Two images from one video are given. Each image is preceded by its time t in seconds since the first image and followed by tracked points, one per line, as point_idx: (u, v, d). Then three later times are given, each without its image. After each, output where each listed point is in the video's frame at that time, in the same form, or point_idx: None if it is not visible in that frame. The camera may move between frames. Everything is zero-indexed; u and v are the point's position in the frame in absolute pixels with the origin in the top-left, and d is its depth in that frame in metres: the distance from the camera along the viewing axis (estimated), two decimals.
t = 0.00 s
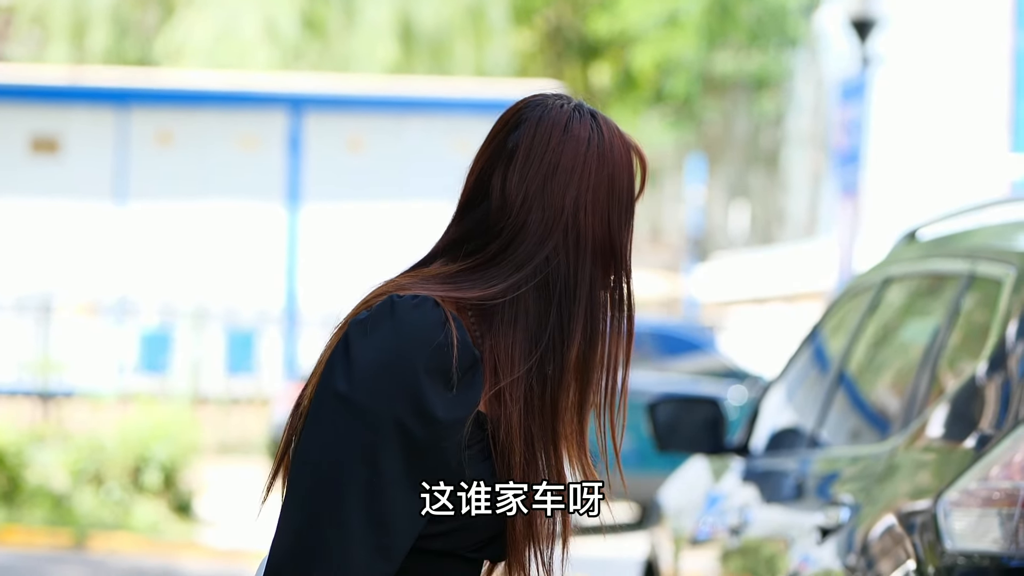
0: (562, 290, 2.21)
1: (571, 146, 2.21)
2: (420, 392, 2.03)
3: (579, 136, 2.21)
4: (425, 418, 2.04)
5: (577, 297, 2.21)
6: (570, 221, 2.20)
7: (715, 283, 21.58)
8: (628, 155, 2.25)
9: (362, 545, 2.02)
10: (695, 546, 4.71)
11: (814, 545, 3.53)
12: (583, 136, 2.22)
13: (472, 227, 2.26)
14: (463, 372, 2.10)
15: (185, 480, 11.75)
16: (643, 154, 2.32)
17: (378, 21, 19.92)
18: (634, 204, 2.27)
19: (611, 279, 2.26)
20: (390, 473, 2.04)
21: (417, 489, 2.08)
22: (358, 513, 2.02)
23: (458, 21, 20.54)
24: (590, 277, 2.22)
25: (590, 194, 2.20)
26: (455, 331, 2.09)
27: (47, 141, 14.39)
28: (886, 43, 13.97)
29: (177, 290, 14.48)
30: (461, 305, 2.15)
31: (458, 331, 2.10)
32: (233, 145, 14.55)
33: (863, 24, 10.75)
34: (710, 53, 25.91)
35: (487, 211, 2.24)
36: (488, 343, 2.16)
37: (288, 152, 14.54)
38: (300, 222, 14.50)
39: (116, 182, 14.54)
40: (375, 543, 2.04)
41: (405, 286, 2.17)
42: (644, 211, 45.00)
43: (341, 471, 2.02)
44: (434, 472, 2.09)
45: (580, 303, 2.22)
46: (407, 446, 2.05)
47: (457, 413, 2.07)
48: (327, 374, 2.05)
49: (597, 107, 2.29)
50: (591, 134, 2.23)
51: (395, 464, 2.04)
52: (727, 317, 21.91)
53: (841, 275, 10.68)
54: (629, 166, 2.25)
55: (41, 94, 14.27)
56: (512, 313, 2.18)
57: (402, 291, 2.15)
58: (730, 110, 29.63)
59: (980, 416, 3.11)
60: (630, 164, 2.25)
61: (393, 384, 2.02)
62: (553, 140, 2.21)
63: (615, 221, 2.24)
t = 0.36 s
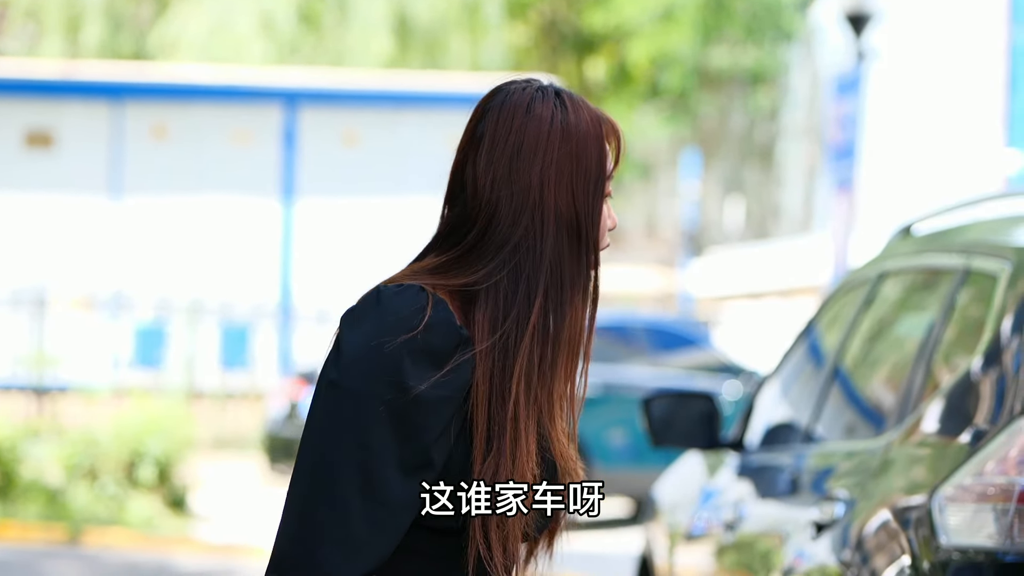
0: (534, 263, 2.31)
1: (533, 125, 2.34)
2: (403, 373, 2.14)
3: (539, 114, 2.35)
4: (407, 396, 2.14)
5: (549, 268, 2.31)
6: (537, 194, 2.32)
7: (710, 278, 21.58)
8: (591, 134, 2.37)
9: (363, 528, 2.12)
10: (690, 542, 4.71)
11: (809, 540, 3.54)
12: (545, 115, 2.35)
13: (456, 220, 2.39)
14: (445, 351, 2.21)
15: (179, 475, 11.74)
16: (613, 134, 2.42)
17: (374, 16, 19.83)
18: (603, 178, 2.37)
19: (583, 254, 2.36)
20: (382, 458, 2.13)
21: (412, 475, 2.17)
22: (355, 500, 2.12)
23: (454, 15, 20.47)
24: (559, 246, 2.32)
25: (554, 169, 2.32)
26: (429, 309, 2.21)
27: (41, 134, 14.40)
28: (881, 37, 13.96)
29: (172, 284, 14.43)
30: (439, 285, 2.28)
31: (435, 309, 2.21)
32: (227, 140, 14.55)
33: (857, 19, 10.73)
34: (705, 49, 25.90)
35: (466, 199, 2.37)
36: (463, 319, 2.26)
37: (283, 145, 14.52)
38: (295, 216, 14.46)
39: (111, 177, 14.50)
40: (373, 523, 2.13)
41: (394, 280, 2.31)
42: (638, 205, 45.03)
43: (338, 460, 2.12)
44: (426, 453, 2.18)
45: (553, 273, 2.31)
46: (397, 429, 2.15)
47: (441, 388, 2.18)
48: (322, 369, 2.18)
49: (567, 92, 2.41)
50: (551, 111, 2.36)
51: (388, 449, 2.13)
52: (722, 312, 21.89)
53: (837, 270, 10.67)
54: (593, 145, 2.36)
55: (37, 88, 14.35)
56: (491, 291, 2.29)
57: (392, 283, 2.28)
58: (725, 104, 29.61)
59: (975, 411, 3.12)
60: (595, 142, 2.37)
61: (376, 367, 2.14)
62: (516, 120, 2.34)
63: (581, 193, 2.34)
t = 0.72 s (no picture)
0: (518, 254, 2.56)
1: (528, 120, 2.60)
2: (402, 359, 2.42)
3: (532, 110, 2.60)
4: (406, 383, 2.42)
5: (527, 258, 2.56)
6: (524, 189, 2.56)
7: (706, 278, 21.60)
8: (580, 131, 2.56)
9: (354, 513, 2.38)
10: (686, 541, 4.71)
11: (804, 539, 3.55)
12: (543, 110, 2.59)
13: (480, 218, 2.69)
14: (447, 338, 2.47)
15: (174, 474, 11.75)
16: (621, 132, 2.58)
17: (371, 14, 19.61)
18: (592, 176, 2.54)
19: (572, 249, 2.54)
20: (379, 441, 2.41)
21: (413, 461, 2.43)
22: (348, 479, 2.39)
23: (450, 16, 20.36)
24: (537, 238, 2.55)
25: (539, 165, 2.55)
26: (434, 299, 2.48)
27: (37, 134, 14.32)
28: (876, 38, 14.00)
29: (168, 284, 14.48)
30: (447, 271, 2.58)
31: (438, 299, 2.48)
32: (223, 139, 14.48)
33: (852, 18, 10.74)
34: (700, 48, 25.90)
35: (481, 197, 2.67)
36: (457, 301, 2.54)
37: (279, 146, 14.47)
38: (290, 216, 14.46)
39: (107, 177, 14.45)
40: (365, 507, 2.39)
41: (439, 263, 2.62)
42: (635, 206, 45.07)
43: (345, 442, 2.41)
44: (427, 441, 2.43)
45: (530, 263, 2.55)
46: (396, 416, 2.42)
47: (440, 378, 2.44)
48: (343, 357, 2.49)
49: (584, 92, 2.62)
50: (549, 107, 2.59)
51: (383, 432, 2.41)
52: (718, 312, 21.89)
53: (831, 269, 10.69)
54: (579, 144, 2.55)
55: (35, 87, 14.26)
56: (490, 278, 2.57)
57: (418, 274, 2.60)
58: (721, 104, 29.59)
59: (970, 410, 3.12)
60: (585, 142, 2.55)
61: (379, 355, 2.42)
62: (515, 118, 2.62)
63: (561, 187, 2.53)
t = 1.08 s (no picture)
0: (503, 248, 2.67)
1: (518, 113, 2.72)
2: (379, 354, 2.51)
3: (524, 105, 2.71)
4: (384, 378, 2.50)
5: (507, 251, 2.67)
6: (506, 184, 2.68)
7: (703, 277, 21.60)
8: (565, 126, 2.66)
9: (333, 507, 2.47)
10: (682, 540, 4.71)
11: (801, 539, 3.56)
12: (534, 106, 2.71)
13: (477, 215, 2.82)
14: (425, 336, 2.56)
15: (172, 474, 11.73)
16: (611, 129, 2.68)
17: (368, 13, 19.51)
18: (573, 172, 2.64)
19: (548, 243, 2.65)
20: (355, 433, 2.49)
21: (391, 458, 2.50)
22: (325, 476, 2.48)
23: (447, 15, 19.63)
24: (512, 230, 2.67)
25: (522, 159, 2.66)
26: (416, 296, 2.58)
27: (34, 134, 14.36)
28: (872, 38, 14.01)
29: (163, 280, 14.41)
30: (439, 265, 2.71)
31: (418, 296, 2.58)
32: (219, 137, 14.45)
33: (850, 18, 10.75)
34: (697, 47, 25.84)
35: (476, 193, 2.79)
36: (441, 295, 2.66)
37: (275, 146, 14.45)
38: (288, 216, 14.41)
39: (104, 175, 14.45)
40: (344, 500, 2.48)
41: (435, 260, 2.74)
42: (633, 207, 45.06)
43: (325, 438, 2.49)
44: (402, 437, 2.50)
45: (508, 255, 2.67)
46: (373, 411, 2.50)
47: (417, 373, 2.52)
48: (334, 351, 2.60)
49: (582, 90, 2.73)
50: (541, 103, 2.70)
51: (361, 427, 2.49)
52: (716, 313, 21.89)
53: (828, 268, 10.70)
54: (563, 138, 2.65)
55: (29, 87, 14.30)
56: (477, 267, 2.70)
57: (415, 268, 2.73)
58: (717, 103, 29.51)
59: (967, 410, 3.12)
60: (568, 137, 2.65)
61: (361, 347, 2.52)
62: (508, 115, 2.74)
63: (543, 181, 2.64)
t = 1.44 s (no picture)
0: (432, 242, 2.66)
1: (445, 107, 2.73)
2: (307, 349, 2.51)
3: (453, 97, 2.72)
4: (313, 374, 2.50)
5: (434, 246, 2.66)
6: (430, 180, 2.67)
7: (698, 277, 21.60)
8: (475, 116, 2.67)
9: (265, 506, 2.47)
10: (677, 541, 4.71)
11: (797, 539, 3.56)
12: (457, 98, 2.73)
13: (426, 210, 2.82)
14: (351, 329, 2.54)
15: (168, 475, 11.68)
16: (521, 117, 2.68)
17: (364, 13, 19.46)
18: (476, 160, 2.64)
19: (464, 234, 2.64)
20: (286, 429, 2.49)
21: (320, 453, 2.49)
22: (258, 475, 2.49)
23: (442, 15, 19.55)
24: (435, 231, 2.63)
25: (439, 149, 2.67)
26: (346, 290, 2.58)
27: (30, 134, 14.39)
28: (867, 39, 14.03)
29: (161, 280, 14.36)
30: (378, 263, 2.70)
31: (348, 290, 2.58)
32: (215, 138, 14.46)
33: (846, 19, 10.75)
34: (693, 48, 25.81)
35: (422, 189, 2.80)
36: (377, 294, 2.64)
37: (271, 146, 14.47)
38: (283, 216, 14.39)
39: (100, 176, 14.42)
40: (276, 497, 2.48)
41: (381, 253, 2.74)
42: (628, 207, 45.11)
43: (259, 437, 2.50)
44: (332, 432, 2.49)
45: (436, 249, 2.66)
46: (303, 407, 2.50)
47: (342, 367, 2.50)
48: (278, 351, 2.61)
49: (506, 77, 2.73)
50: (462, 95, 2.72)
51: (293, 423, 2.49)
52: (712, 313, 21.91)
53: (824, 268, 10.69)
54: (471, 125, 2.66)
55: (24, 87, 14.32)
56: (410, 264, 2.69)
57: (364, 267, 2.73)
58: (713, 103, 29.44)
59: (962, 410, 3.12)
60: (479, 126, 2.66)
61: (292, 341, 2.52)
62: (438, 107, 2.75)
63: (456, 172, 2.64)
